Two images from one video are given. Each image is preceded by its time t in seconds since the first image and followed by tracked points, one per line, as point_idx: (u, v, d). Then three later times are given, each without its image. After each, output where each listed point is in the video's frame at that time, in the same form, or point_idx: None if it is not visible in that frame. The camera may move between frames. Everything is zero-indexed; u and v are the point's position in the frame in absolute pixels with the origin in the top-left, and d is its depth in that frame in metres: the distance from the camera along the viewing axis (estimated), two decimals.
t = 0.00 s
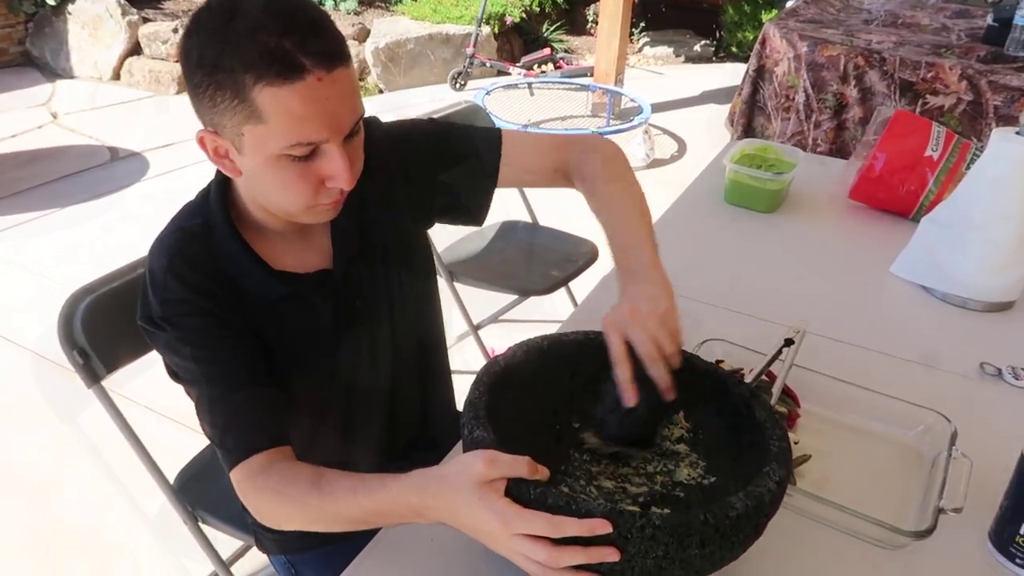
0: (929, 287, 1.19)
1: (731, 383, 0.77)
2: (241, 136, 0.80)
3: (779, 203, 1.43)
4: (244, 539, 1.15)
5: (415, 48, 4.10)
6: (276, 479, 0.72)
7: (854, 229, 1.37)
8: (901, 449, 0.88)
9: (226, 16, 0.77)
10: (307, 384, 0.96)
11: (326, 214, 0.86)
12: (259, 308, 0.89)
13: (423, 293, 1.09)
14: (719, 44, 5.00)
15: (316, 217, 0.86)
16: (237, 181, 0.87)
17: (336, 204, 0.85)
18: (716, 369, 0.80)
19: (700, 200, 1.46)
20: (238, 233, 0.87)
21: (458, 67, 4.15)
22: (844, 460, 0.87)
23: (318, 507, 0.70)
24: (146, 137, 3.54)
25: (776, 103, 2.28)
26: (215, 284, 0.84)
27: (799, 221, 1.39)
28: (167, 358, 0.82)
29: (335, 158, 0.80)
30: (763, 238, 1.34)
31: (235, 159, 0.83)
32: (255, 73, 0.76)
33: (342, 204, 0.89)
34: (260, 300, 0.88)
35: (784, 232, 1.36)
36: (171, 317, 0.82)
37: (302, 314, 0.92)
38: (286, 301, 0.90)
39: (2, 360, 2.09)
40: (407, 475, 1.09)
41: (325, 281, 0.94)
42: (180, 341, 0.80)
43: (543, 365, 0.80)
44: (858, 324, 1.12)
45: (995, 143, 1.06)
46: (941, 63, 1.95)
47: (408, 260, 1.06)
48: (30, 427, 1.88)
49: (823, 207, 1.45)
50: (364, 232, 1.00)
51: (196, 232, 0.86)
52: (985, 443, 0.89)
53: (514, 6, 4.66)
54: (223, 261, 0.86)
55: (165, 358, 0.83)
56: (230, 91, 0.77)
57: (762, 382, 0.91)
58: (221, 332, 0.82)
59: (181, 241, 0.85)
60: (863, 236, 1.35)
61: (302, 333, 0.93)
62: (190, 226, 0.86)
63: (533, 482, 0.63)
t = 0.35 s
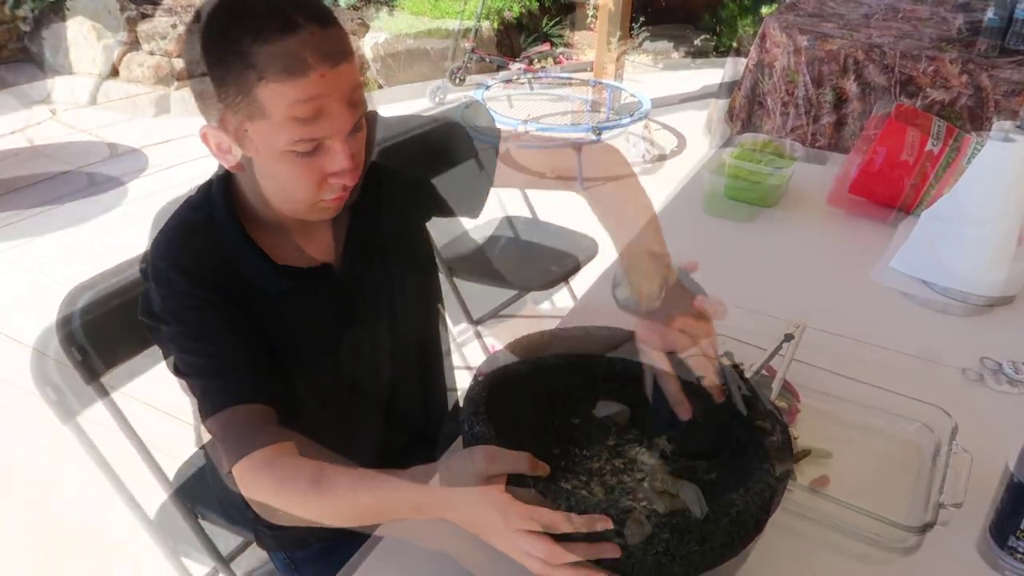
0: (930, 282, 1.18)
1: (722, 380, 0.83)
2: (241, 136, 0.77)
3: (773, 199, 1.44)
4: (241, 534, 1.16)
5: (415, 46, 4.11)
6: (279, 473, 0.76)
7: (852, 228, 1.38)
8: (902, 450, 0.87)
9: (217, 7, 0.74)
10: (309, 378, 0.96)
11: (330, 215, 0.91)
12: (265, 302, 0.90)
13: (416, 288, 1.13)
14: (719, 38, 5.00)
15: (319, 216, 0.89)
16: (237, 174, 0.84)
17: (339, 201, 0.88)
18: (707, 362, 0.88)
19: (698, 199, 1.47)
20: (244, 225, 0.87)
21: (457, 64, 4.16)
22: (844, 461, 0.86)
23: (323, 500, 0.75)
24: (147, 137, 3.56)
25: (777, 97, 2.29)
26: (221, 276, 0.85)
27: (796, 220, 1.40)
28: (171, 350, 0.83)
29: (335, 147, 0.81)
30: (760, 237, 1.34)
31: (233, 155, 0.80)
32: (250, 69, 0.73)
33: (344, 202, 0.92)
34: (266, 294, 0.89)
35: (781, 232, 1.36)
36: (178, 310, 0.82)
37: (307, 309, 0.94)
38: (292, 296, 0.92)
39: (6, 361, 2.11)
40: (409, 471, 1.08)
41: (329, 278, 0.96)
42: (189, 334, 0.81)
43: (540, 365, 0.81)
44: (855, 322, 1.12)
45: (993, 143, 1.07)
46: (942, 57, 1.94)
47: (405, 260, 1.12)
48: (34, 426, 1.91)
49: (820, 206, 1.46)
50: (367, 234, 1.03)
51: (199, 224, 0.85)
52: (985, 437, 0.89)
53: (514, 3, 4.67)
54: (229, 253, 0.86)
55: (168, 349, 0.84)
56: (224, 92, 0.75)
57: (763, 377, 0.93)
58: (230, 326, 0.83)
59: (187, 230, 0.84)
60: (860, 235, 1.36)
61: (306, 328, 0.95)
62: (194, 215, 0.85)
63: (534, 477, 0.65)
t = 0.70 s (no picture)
0: (916, 289, 1.18)
1: (721, 382, 0.93)
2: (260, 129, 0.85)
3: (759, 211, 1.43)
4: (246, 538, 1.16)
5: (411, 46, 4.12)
6: (276, 465, 0.82)
7: (842, 233, 1.38)
8: (898, 455, 0.88)
9: (242, 5, 0.80)
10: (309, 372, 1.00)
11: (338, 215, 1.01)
12: (264, 297, 0.95)
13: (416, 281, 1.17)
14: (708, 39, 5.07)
15: (328, 196, 0.96)
16: (265, 163, 0.90)
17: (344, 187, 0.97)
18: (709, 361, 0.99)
19: (689, 206, 1.47)
20: (243, 220, 0.93)
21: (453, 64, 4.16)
22: (842, 462, 0.87)
23: (318, 497, 0.81)
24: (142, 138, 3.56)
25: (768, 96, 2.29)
26: (220, 271, 0.90)
27: (786, 225, 1.40)
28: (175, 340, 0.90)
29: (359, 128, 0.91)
30: (750, 243, 1.35)
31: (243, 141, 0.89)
32: (271, 68, 0.80)
33: (358, 184, 1.00)
34: (264, 290, 0.95)
35: (771, 237, 1.37)
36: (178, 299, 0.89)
37: (307, 306, 0.99)
38: (291, 291, 0.97)
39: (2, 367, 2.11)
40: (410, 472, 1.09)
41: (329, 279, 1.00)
42: (188, 325, 0.88)
43: (536, 366, 0.84)
44: (843, 330, 1.12)
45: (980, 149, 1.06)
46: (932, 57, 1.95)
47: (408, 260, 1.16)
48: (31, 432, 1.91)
49: (811, 211, 1.46)
50: (370, 236, 1.08)
51: (199, 218, 0.90)
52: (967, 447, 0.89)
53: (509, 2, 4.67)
54: (229, 248, 0.91)
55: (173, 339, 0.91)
56: (237, 82, 0.82)
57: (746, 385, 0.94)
58: (227, 320, 0.89)
59: (190, 222, 0.90)
60: (850, 240, 1.36)
61: (306, 325, 0.99)
62: (201, 202, 0.91)
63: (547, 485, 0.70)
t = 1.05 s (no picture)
0: (911, 291, 1.19)
1: (721, 382, 0.94)
2: (293, 127, 0.88)
3: (759, 210, 1.42)
4: (232, 572, 1.04)
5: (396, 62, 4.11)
6: (263, 459, 0.76)
7: (836, 234, 1.37)
8: (899, 452, 0.87)
9: (286, 12, 0.86)
10: (319, 376, 0.97)
11: (355, 215, 0.97)
12: (274, 296, 0.91)
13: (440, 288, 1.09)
14: (698, 49, 5.12)
15: (356, 202, 0.89)
16: (294, 162, 0.93)
17: (383, 196, 0.89)
18: (709, 361, 1.01)
19: (682, 209, 1.46)
20: (255, 219, 0.91)
21: (438, 79, 4.17)
22: (842, 461, 0.86)
23: (311, 501, 0.73)
24: (127, 159, 3.53)
25: (750, 108, 2.30)
26: (228, 271, 0.87)
27: (780, 227, 1.40)
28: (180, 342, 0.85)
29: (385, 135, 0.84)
30: (746, 245, 1.34)
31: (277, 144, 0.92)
32: (298, 71, 0.83)
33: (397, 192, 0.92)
34: (275, 290, 0.91)
35: (766, 239, 1.36)
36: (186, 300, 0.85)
37: (317, 308, 0.93)
38: (303, 290, 0.92)
39: None
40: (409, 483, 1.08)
41: (340, 278, 0.94)
42: (195, 326, 0.83)
43: (538, 362, 0.80)
44: (841, 331, 1.11)
45: (969, 146, 1.06)
46: (915, 64, 1.96)
47: (432, 259, 1.06)
48: (12, 457, 1.86)
49: (804, 213, 1.45)
50: (390, 237, 1.00)
51: (205, 221, 0.88)
52: (972, 448, 0.88)
53: (494, 18, 4.69)
54: (238, 248, 0.88)
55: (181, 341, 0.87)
56: (272, 84, 0.88)
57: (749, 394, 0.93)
58: (232, 320, 0.84)
59: (200, 221, 0.88)
60: (844, 241, 1.35)
61: (317, 327, 0.94)
62: (215, 200, 0.90)
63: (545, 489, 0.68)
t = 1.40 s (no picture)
0: (911, 291, 1.19)
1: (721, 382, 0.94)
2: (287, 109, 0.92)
3: (758, 210, 1.43)
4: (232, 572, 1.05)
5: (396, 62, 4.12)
6: (266, 460, 0.76)
7: (834, 234, 1.38)
8: (898, 452, 0.87)
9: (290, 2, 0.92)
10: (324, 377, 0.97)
11: (360, 218, 0.99)
12: (281, 297, 0.91)
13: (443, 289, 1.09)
14: (698, 49, 5.13)
15: (335, 191, 0.90)
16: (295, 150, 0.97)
17: (362, 185, 0.89)
18: (709, 361, 0.99)
19: (682, 209, 1.47)
20: (263, 220, 0.91)
21: (438, 79, 4.17)
22: (841, 461, 0.86)
23: (312, 503, 0.73)
24: (127, 159, 3.53)
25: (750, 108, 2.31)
26: (235, 272, 0.87)
27: (779, 227, 1.40)
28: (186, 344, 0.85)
29: (359, 113, 0.87)
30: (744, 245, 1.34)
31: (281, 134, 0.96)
32: (289, 50, 0.88)
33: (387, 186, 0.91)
34: (282, 290, 0.91)
35: (765, 238, 1.36)
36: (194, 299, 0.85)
37: (323, 309, 0.94)
38: (311, 290, 0.92)
39: None
40: (409, 483, 1.08)
41: (347, 279, 0.94)
42: (202, 326, 0.83)
43: (540, 362, 0.81)
44: (839, 331, 1.12)
45: (967, 147, 1.06)
46: (914, 64, 1.97)
47: (438, 260, 1.07)
48: (13, 457, 1.86)
49: (803, 213, 1.46)
50: (394, 239, 1.00)
51: (212, 223, 0.88)
52: (969, 447, 0.89)
53: (493, 17, 4.69)
54: (247, 248, 0.89)
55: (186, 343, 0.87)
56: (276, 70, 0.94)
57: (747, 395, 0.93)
58: (240, 320, 0.84)
59: (208, 222, 0.88)
60: (843, 241, 1.36)
61: (323, 327, 0.94)
62: (227, 200, 0.90)
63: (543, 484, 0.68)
